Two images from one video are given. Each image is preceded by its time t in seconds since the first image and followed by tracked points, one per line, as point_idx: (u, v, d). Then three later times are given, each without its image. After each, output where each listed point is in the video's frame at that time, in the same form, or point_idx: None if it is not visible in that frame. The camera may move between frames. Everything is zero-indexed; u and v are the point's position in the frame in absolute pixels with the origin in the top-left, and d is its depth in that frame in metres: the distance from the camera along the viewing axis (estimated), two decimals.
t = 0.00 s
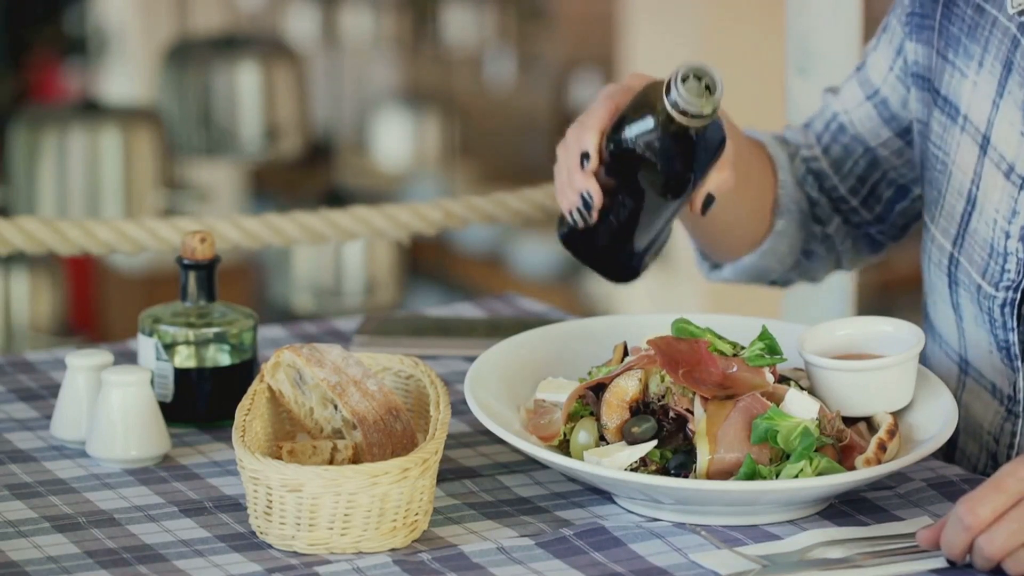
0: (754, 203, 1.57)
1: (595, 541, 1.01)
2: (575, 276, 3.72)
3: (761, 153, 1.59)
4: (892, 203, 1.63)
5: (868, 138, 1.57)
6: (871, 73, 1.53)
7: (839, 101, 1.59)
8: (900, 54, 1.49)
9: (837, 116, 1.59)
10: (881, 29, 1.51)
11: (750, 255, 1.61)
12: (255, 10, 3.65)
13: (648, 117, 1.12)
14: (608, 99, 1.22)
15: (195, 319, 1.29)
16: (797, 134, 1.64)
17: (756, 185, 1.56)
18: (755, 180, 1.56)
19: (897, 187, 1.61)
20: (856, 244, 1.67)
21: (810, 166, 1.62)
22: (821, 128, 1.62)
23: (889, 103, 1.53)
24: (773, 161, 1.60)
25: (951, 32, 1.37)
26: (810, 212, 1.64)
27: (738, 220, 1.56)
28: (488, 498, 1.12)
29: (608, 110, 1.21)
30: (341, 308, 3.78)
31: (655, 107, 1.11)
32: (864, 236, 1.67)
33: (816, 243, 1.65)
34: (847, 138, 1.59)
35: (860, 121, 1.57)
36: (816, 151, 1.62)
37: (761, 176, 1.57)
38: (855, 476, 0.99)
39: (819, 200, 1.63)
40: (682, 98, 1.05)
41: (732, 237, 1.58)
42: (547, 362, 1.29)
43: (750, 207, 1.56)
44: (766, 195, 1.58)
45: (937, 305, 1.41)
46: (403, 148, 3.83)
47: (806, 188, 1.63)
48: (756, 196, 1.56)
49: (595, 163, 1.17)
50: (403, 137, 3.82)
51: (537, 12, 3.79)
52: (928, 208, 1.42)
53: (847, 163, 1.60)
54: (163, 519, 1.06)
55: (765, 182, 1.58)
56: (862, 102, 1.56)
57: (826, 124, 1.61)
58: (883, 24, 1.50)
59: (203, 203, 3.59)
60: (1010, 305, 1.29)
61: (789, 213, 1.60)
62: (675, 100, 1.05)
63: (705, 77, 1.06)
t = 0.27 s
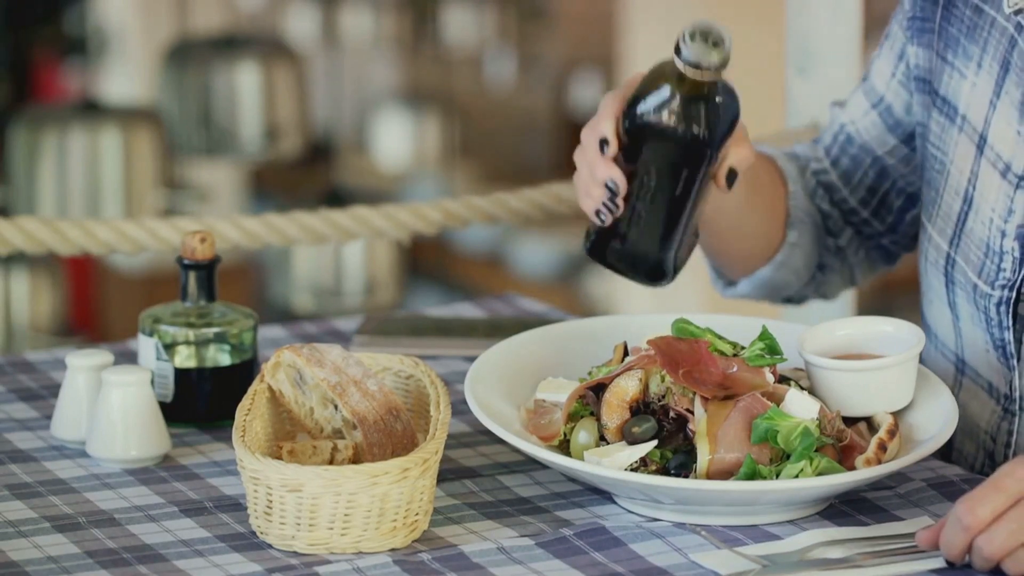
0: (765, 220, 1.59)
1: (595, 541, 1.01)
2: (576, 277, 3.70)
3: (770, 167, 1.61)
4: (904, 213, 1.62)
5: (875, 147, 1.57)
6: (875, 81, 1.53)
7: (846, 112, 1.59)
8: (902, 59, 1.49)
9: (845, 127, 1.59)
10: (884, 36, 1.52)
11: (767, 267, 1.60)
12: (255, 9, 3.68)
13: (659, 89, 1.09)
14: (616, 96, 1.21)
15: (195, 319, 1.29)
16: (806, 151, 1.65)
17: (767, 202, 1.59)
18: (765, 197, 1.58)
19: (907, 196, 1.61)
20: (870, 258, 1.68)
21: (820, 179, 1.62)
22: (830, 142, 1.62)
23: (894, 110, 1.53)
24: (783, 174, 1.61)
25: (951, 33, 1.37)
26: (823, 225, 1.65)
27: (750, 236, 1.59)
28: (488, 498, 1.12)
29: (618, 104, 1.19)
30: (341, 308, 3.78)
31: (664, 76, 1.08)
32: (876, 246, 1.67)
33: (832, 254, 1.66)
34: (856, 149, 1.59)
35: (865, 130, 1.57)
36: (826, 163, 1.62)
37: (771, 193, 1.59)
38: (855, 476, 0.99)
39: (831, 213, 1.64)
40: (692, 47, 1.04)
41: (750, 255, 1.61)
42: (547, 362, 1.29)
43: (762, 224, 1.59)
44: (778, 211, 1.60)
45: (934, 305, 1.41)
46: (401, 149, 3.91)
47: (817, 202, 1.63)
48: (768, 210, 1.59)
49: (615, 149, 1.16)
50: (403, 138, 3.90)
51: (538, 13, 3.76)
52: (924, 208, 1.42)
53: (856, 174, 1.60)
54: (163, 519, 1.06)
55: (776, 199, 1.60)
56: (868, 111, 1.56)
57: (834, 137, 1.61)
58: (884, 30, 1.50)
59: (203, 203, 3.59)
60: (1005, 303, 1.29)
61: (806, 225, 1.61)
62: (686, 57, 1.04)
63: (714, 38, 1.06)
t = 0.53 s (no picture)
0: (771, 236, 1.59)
1: (595, 542, 1.01)
2: (576, 277, 3.70)
3: (775, 190, 1.61)
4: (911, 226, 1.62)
5: (874, 159, 1.57)
6: (869, 93, 1.54)
7: (845, 128, 1.59)
8: (894, 68, 1.49)
9: (845, 143, 1.59)
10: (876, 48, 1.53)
11: (778, 291, 1.61)
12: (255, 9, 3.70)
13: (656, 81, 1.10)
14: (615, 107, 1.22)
15: (195, 319, 1.29)
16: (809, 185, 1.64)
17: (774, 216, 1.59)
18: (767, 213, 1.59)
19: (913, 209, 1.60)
20: (879, 268, 1.66)
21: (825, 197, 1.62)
22: (832, 159, 1.62)
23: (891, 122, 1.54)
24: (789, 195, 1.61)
25: (942, 38, 1.38)
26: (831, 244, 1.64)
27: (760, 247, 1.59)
28: (489, 497, 1.12)
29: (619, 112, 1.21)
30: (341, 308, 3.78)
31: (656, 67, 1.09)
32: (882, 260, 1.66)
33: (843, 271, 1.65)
34: (857, 163, 1.59)
35: (863, 143, 1.57)
36: (829, 181, 1.62)
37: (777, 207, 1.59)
38: (855, 476, 0.99)
39: (839, 230, 1.63)
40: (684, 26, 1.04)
41: (759, 274, 1.61)
42: (548, 362, 1.29)
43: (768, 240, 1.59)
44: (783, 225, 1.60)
45: (929, 307, 1.41)
46: (401, 148, 3.90)
47: (824, 220, 1.63)
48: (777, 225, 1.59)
49: (628, 158, 1.17)
50: (402, 138, 3.89)
51: (538, 13, 3.76)
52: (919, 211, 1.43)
53: (859, 189, 1.60)
54: (163, 519, 1.06)
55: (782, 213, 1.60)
56: (865, 124, 1.56)
57: (836, 154, 1.61)
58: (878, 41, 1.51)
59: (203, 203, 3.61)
60: (999, 303, 1.30)
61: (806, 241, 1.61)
62: (675, 37, 1.04)
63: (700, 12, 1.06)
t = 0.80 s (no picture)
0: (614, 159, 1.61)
1: (595, 542, 1.01)
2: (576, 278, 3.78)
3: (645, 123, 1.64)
4: (849, 186, 1.62)
5: (837, 127, 1.58)
6: (843, 67, 1.54)
7: (801, 91, 1.59)
8: (880, 51, 1.49)
9: (799, 106, 1.59)
10: (857, 25, 1.52)
11: (630, 219, 1.64)
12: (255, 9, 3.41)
13: None
14: None
15: (195, 319, 1.29)
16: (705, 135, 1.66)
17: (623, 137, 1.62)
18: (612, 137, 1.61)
19: (859, 172, 1.60)
20: (776, 226, 1.68)
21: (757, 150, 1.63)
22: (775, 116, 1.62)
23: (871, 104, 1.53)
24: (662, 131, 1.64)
25: (938, 32, 1.37)
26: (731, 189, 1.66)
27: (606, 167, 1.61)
28: (489, 498, 1.12)
29: None
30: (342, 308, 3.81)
31: None
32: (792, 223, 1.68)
33: (720, 221, 1.66)
34: (808, 127, 1.59)
35: (831, 113, 1.57)
36: (766, 137, 1.63)
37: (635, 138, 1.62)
38: (856, 476, 0.99)
39: (749, 180, 1.65)
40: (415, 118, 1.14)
41: (596, 196, 1.62)
42: (548, 362, 1.29)
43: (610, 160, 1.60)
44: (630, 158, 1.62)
45: (932, 303, 1.40)
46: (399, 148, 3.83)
47: (739, 168, 1.65)
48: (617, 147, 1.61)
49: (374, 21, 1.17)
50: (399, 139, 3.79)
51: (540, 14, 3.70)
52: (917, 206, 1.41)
53: (802, 148, 1.61)
54: (163, 519, 1.06)
55: (641, 152, 1.63)
56: (833, 94, 1.56)
57: (785, 114, 1.61)
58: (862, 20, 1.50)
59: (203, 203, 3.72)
60: (999, 300, 1.30)
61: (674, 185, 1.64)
62: None
63: None
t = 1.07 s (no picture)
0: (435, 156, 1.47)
1: (595, 541, 1.01)
2: (574, 278, 3.78)
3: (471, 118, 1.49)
4: (800, 161, 1.54)
5: (797, 109, 1.50)
6: (804, 53, 1.49)
7: (755, 70, 1.50)
8: (842, 38, 1.46)
9: (754, 84, 1.50)
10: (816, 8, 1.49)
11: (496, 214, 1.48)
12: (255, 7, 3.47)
13: None
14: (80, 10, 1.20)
15: (195, 319, 1.28)
16: (603, 105, 1.53)
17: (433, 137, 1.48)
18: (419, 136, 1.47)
19: (818, 150, 1.53)
20: (716, 184, 1.53)
21: (698, 119, 1.51)
22: (717, 87, 1.51)
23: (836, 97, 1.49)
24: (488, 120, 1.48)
25: (914, 31, 1.36)
26: (648, 152, 1.52)
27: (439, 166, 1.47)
28: (489, 498, 1.12)
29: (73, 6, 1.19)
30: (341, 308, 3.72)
31: None
32: (739, 184, 1.54)
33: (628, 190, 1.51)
34: (765, 105, 1.50)
35: (789, 97, 1.50)
36: (707, 105, 1.51)
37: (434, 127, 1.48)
38: (856, 476, 0.99)
39: (674, 148, 1.52)
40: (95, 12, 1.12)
41: (445, 202, 1.48)
42: (547, 361, 1.29)
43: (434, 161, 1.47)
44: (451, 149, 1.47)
45: (931, 307, 1.40)
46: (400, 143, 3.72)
47: (666, 137, 1.52)
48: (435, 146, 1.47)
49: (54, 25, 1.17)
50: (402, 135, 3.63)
51: (539, 11, 3.73)
52: (906, 209, 1.40)
53: (753, 122, 1.51)
54: (164, 519, 1.06)
55: (468, 139, 1.48)
56: (795, 81, 1.49)
57: (738, 86, 1.50)
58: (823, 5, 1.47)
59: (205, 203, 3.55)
60: (1000, 303, 1.29)
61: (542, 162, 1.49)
62: None
63: None
